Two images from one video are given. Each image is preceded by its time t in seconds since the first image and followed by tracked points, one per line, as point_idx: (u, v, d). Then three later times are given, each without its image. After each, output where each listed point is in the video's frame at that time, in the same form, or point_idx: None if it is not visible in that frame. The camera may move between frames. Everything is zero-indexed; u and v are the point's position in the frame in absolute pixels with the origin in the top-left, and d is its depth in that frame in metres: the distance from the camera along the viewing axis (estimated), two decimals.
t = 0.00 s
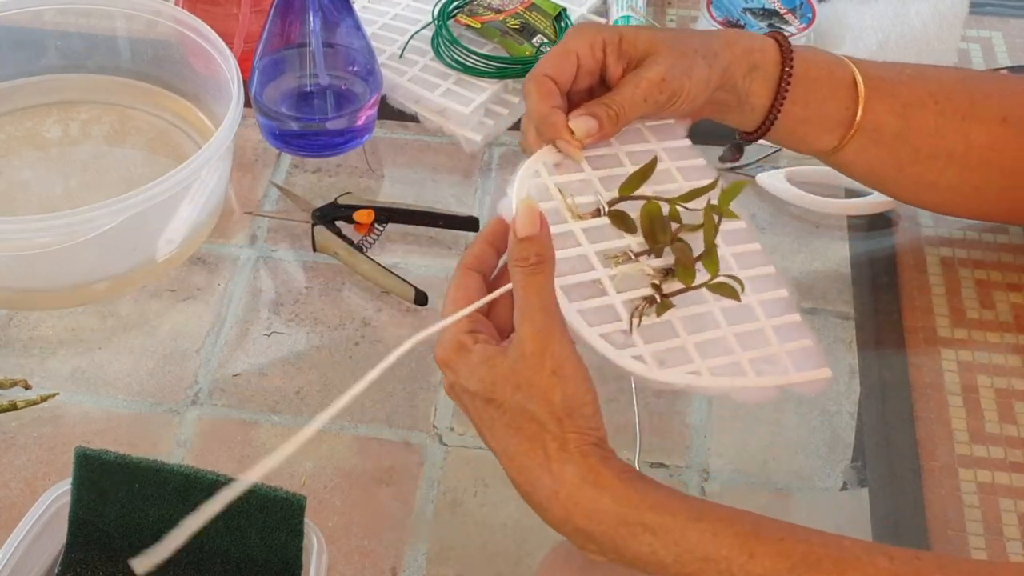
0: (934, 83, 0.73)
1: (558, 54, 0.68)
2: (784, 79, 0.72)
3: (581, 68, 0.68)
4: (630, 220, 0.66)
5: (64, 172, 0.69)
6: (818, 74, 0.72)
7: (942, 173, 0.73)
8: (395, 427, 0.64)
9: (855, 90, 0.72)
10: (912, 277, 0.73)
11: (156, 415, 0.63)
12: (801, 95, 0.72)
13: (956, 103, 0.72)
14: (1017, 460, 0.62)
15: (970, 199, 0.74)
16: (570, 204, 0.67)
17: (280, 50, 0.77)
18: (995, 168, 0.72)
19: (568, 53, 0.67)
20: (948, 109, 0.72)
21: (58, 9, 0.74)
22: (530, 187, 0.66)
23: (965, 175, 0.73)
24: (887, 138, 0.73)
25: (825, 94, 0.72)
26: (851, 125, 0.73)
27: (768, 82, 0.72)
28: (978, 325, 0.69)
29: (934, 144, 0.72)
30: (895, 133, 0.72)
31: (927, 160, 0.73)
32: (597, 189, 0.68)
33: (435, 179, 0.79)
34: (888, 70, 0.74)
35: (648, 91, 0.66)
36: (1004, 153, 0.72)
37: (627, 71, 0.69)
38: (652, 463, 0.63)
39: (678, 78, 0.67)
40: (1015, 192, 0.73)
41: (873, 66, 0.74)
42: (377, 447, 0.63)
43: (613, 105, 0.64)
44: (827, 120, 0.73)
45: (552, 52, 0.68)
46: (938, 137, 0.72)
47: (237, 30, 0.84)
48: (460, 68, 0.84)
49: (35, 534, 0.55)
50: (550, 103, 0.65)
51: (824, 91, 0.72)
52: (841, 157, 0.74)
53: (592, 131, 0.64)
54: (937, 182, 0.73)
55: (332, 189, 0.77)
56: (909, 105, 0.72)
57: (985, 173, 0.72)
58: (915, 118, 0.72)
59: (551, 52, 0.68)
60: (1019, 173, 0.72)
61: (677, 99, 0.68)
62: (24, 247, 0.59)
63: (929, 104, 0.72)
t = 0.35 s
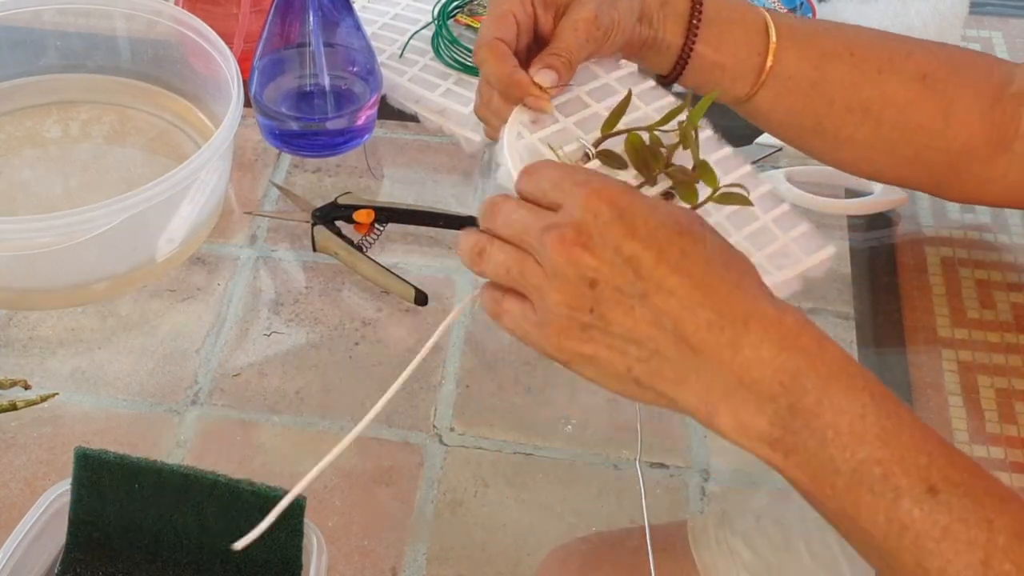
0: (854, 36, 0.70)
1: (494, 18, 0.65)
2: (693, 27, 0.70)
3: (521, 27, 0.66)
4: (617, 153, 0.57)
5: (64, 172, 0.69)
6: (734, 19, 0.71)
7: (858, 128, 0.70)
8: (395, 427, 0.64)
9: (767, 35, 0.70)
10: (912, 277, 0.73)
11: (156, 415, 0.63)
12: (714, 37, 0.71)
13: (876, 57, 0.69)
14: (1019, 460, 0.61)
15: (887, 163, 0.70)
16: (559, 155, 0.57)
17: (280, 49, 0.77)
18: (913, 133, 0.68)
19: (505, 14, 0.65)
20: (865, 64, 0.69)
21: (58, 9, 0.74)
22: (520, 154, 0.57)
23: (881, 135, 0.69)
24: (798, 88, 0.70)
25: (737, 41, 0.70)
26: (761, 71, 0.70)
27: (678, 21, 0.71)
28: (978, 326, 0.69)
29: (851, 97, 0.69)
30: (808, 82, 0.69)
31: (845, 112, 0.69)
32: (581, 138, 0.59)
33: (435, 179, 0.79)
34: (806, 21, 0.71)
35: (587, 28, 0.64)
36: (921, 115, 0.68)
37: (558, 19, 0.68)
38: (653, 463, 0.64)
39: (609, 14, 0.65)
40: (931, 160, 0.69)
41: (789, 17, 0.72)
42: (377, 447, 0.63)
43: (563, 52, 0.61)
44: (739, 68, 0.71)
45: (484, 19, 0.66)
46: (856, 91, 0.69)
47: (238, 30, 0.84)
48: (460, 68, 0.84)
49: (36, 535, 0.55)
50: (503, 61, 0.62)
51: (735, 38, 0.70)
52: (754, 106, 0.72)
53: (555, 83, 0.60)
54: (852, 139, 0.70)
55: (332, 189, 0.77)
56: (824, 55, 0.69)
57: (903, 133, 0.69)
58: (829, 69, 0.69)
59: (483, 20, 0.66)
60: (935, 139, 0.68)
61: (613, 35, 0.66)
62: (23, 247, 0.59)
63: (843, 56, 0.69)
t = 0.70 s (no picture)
0: (786, 14, 0.64)
1: (412, 63, 0.55)
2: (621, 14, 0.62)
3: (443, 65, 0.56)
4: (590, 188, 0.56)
5: (64, 172, 0.69)
6: (661, 10, 0.63)
7: (799, 112, 0.64)
8: (395, 427, 0.64)
9: (699, 20, 0.63)
10: (911, 277, 0.72)
11: (156, 415, 0.63)
12: (641, 27, 0.62)
13: (815, 38, 0.63)
14: (1018, 460, 0.61)
15: (825, 147, 0.65)
16: (535, 218, 0.55)
17: (280, 49, 0.77)
18: (855, 114, 0.63)
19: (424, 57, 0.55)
20: (803, 45, 0.63)
21: (58, 9, 0.74)
22: (499, 234, 0.55)
23: (823, 118, 0.64)
24: (736, 72, 0.63)
25: (669, 26, 0.63)
26: (693, 54, 0.63)
27: (605, 9, 0.62)
28: (978, 326, 0.68)
29: (787, 82, 0.63)
30: (743, 66, 0.63)
31: (783, 98, 0.64)
32: (549, 186, 0.57)
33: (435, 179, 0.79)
34: None
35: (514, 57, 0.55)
36: (863, 96, 0.63)
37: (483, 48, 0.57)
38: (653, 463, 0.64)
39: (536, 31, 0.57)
40: (873, 140, 0.64)
41: None
42: (377, 447, 0.63)
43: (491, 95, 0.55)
44: (671, 53, 0.63)
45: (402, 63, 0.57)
46: (791, 75, 0.63)
47: (238, 30, 0.84)
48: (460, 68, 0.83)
49: (36, 535, 0.55)
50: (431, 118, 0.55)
51: (664, 22, 0.63)
52: (686, 92, 0.64)
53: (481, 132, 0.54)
54: (794, 123, 0.64)
55: (333, 189, 0.77)
56: (759, 37, 0.63)
57: (845, 117, 0.64)
58: (765, 53, 0.63)
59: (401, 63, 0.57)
60: (877, 120, 0.63)
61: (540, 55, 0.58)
62: (24, 247, 0.59)
63: (778, 37, 0.63)
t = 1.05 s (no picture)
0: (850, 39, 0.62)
1: None
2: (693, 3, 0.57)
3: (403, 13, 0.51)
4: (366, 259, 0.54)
5: (64, 172, 0.69)
6: None
7: (840, 136, 0.62)
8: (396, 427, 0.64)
9: (769, 23, 0.59)
10: (910, 277, 0.72)
11: (156, 415, 0.63)
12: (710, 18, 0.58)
13: (871, 69, 0.61)
14: (1018, 460, 0.60)
15: (850, 173, 0.64)
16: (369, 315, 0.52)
17: (280, 49, 0.77)
18: (894, 148, 0.62)
19: None
20: (861, 72, 0.61)
21: (58, 9, 0.74)
22: (366, 344, 0.51)
23: (860, 146, 0.62)
24: (791, 84, 0.60)
25: (737, 17, 0.58)
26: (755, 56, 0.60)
27: None
28: (979, 325, 0.68)
29: (839, 106, 0.61)
30: (802, 80, 0.60)
31: (831, 120, 0.62)
32: (345, 285, 0.54)
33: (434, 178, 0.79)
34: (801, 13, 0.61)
35: None
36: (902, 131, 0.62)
37: None
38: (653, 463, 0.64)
39: None
40: (896, 179, 0.63)
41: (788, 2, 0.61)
42: (377, 447, 0.63)
43: None
44: (734, 46, 0.59)
45: None
46: (844, 99, 0.61)
47: (237, 30, 0.84)
48: (460, 68, 0.84)
49: (36, 535, 0.55)
50: None
51: (738, 16, 0.58)
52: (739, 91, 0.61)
53: None
54: (830, 146, 0.63)
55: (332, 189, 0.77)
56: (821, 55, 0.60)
57: (886, 150, 0.62)
58: (822, 74, 0.60)
59: None
60: (913, 158, 0.62)
61: None
62: (24, 247, 0.59)
63: (841, 61, 0.61)
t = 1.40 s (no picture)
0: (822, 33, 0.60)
1: None
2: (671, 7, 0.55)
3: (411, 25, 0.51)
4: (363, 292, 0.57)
5: (64, 172, 0.69)
6: None
7: (815, 131, 0.61)
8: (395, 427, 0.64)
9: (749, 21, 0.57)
10: (910, 274, 0.69)
11: (156, 415, 0.63)
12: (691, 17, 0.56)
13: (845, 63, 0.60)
14: (1019, 460, 0.57)
15: (823, 168, 0.64)
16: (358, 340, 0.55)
17: (280, 49, 0.77)
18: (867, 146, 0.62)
19: None
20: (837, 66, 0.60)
21: (58, 9, 0.74)
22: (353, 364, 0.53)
23: (836, 140, 0.62)
24: (773, 76, 0.59)
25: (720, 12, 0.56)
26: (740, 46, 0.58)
27: None
28: (978, 325, 0.65)
29: (814, 101, 0.60)
30: (781, 75, 0.59)
31: (806, 116, 0.61)
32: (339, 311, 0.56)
33: (435, 179, 0.79)
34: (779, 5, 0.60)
35: None
36: (877, 126, 0.61)
37: None
38: (653, 463, 0.64)
39: None
40: (871, 175, 0.63)
41: None
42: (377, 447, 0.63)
43: None
44: (721, 38, 0.57)
45: None
46: (819, 94, 0.60)
47: (238, 30, 0.84)
48: (460, 68, 0.83)
49: (36, 535, 0.55)
50: None
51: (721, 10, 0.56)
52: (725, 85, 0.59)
53: None
54: (806, 138, 0.62)
55: (332, 189, 0.78)
56: (800, 49, 0.59)
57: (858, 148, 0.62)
58: (801, 68, 0.59)
59: None
60: (883, 156, 0.62)
61: None
62: (24, 247, 0.59)
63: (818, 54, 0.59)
